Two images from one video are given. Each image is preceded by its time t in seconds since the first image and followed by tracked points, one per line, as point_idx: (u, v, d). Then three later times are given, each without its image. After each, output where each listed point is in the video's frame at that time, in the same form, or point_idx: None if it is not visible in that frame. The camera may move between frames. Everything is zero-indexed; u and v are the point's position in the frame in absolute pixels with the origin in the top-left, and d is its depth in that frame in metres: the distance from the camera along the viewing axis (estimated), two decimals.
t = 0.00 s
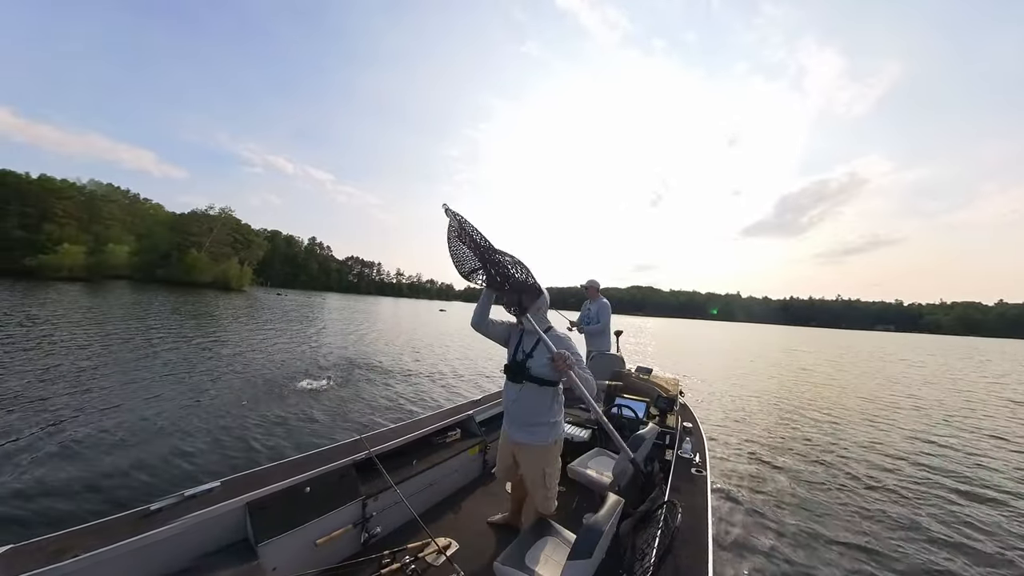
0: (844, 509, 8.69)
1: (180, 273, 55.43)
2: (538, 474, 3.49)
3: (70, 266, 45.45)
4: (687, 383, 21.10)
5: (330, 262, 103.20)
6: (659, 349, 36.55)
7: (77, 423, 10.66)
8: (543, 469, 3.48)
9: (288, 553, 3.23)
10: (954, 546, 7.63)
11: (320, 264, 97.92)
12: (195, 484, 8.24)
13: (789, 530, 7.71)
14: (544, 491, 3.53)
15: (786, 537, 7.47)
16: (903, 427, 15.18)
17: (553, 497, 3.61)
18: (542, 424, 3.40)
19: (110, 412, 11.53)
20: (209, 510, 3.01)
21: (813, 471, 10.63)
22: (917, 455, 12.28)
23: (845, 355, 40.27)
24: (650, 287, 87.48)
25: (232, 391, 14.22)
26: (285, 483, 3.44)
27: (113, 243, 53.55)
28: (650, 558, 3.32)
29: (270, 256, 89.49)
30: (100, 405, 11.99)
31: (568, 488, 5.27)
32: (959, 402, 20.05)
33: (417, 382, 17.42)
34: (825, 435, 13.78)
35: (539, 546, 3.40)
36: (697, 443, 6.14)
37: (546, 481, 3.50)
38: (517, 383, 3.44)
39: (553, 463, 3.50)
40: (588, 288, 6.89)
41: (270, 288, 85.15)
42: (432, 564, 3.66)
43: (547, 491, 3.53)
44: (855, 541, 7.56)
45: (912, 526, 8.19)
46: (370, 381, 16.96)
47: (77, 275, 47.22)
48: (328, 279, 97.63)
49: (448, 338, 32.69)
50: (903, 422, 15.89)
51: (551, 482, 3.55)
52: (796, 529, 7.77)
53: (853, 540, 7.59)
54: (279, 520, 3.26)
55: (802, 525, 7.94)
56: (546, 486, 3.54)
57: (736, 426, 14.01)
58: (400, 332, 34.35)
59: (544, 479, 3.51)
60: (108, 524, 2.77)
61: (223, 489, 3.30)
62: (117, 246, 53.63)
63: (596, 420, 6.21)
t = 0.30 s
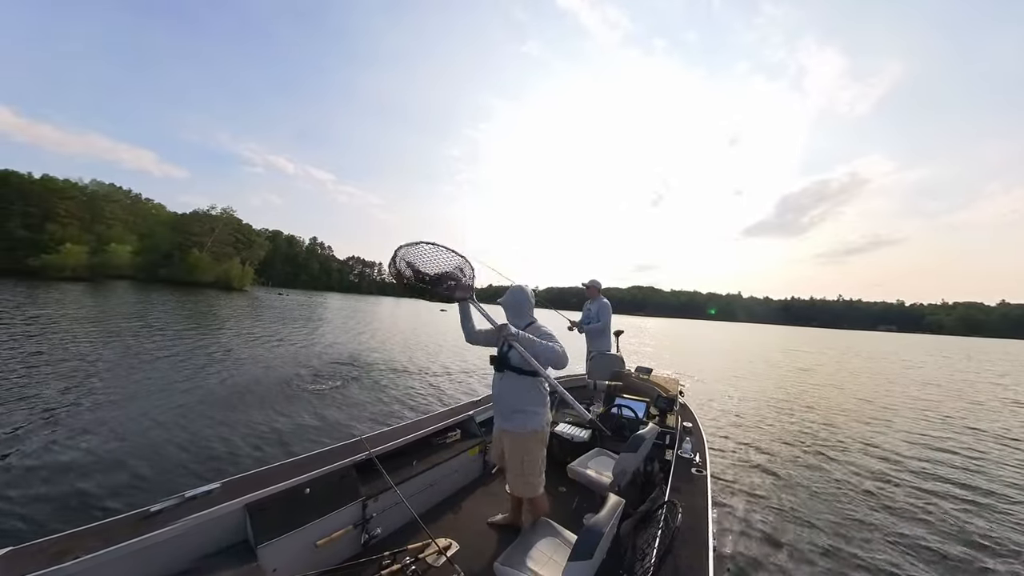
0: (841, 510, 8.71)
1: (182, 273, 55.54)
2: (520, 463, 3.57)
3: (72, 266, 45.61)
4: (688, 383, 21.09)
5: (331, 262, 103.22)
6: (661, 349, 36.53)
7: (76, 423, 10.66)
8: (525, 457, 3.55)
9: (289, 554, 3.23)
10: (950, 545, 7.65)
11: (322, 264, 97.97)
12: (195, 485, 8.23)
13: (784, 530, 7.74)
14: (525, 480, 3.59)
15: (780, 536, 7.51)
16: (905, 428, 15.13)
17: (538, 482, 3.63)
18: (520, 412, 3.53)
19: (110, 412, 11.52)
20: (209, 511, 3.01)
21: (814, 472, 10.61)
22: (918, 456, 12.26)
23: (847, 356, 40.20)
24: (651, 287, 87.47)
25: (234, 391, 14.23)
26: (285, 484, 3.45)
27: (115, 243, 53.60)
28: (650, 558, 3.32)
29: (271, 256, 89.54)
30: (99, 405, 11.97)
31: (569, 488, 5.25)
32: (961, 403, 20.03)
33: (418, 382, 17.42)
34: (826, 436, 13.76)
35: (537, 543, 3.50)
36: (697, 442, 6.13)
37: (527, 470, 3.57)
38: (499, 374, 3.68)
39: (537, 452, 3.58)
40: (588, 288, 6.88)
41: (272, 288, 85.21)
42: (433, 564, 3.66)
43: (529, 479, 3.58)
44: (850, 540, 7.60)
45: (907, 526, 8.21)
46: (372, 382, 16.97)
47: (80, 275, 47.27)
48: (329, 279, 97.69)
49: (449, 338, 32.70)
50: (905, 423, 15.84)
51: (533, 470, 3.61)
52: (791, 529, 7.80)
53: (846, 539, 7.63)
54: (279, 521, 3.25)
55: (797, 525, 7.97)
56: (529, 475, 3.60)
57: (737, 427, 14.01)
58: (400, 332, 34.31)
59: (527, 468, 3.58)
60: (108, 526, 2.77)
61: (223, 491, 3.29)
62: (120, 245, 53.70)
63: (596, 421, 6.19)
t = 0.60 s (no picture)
0: (836, 510, 8.77)
1: (184, 273, 55.65)
2: (513, 462, 3.54)
3: (75, 266, 46.62)
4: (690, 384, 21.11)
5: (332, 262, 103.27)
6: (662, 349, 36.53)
7: (77, 424, 10.67)
8: (518, 454, 3.55)
9: (290, 561, 3.24)
10: (944, 547, 7.67)
11: (324, 264, 98.08)
12: (196, 486, 8.24)
13: (778, 529, 7.82)
14: (514, 479, 3.54)
15: (773, 535, 7.59)
16: (907, 429, 15.11)
17: (525, 484, 3.58)
18: (510, 409, 3.52)
19: (111, 413, 11.52)
20: (208, 519, 3.01)
21: (817, 474, 10.60)
22: (920, 458, 12.23)
23: (849, 356, 40.14)
24: (652, 287, 87.41)
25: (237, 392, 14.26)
26: (285, 490, 3.46)
27: (117, 243, 53.74)
28: (652, 560, 3.33)
29: (272, 256, 89.60)
30: (99, 405, 11.99)
31: (570, 490, 5.25)
32: (963, 404, 20.00)
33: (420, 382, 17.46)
34: (828, 437, 13.75)
35: (540, 547, 3.50)
36: (698, 443, 6.12)
37: (517, 468, 3.54)
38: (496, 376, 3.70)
39: (531, 449, 3.60)
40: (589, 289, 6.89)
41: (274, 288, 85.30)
42: (434, 569, 3.67)
43: (518, 478, 3.55)
44: (843, 540, 7.64)
45: (903, 527, 8.23)
46: (375, 382, 17.03)
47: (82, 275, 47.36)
48: (331, 279, 97.78)
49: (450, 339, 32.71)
50: (907, 424, 15.81)
51: (525, 469, 3.57)
52: (784, 527, 7.89)
53: (840, 539, 7.68)
54: (280, 527, 3.26)
55: (791, 523, 8.06)
56: (520, 474, 3.56)
57: (739, 428, 14.00)
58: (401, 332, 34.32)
59: (519, 466, 3.56)
60: (108, 533, 2.77)
61: (223, 497, 3.29)
62: (122, 245, 53.83)
63: (598, 422, 6.18)
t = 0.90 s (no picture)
0: (834, 510, 8.75)
1: (186, 272, 55.82)
2: (510, 464, 3.54)
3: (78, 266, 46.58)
4: (690, 384, 21.13)
5: (333, 262, 103.46)
6: (663, 350, 36.58)
7: (77, 424, 10.68)
8: (516, 452, 3.54)
9: (290, 560, 3.24)
10: (940, 547, 7.68)
11: (325, 264, 98.24)
12: (195, 486, 8.26)
13: (774, 528, 7.83)
14: (509, 476, 3.53)
15: (768, 535, 7.60)
16: (906, 430, 15.10)
17: (522, 485, 3.56)
18: (507, 410, 3.53)
19: (110, 413, 11.52)
20: (207, 519, 3.02)
21: (817, 475, 10.59)
22: (922, 458, 12.22)
23: (850, 357, 40.14)
24: (653, 287, 87.44)
25: (239, 392, 14.28)
26: (285, 490, 3.47)
27: (119, 243, 53.96)
28: (652, 560, 3.33)
29: (273, 256, 89.80)
30: (99, 405, 11.99)
31: (570, 490, 5.25)
32: (964, 404, 19.99)
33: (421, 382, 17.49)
34: (829, 438, 13.74)
35: (540, 547, 3.50)
36: (698, 443, 6.11)
37: (512, 467, 3.53)
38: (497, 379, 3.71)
39: (528, 447, 3.59)
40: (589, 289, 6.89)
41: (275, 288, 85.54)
42: (434, 569, 3.68)
43: (514, 476, 3.52)
44: (840, 540, 7.63)
45: (901, 527, 8.23)
46: (376, 382, 17.07)
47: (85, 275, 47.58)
48: (332, 279, 97.93)
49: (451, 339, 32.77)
50: (907, 425, 15.80)
51: (521, 468, 3.55)
52: (781, 527, 7.93)
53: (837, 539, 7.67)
54: (280, 527, 3.27)
55: (787, 523, 8.07)
56: (517, 473, 3.54)
57: (740, 428, 14.00)
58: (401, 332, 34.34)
59: (516, 464, 3.55)
60: (108, 534, 2.78)
61: (223, 497, 3.31)
62: (124, 245, 54.04)
63: (598, 422, 6.18)
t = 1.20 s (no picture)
0: (837, 519, 8.42)
1: (187, 272, 55.85)
2: (505, 462, 3.55)
3: (80, 266, 46.88)
4: (690, 384, 21.14)
5: (334, 262, 103.54)
6: (663, 350, 36.59)
7: (76, 423, 10.66)
8: (511, 450, 3.55)
9: (287, 555, 3.25)
10: (942, 551, 7.58)
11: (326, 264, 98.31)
12: (195, 484, 8.26)
13: (775, 539, 7.50)
14: (504, 474, 3.54)
15: (770, 546, 7.27)
16: (907, 431, 15.09)
17: (518, 483, 3.56)
18: (503, 408, 3.56)
19: (109, 412, 11.50)
20: (205, 513, 3.03)
21: (817, 475, 10.59)
22: (922, 460, 12.20)
23: (852, 357, 40.09)
24: (653, 287, 87.40)
25: (240, 391, 14.28)
26: (283, 485, 3.47)
27: (121, 243, 54.16)
28: (648, 559, 3.32)
29: (274, 256, 89.89)
30: (98, 404, 11.97)
31: (567, 489, 5.26)
32: (964, 405, 19.98)
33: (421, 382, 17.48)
34: (829, 438, 13.74)
35: (536, 545, 3.51)
36: (696, 444, 6.11)
37: (507, 464, 3.53)
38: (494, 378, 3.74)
39: (524, 446, 3.58)
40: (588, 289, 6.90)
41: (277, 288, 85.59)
42: (431, 566, 3.68)
43: (510, 474, 3.53)
44: (848, 553, 7.30)
45: (907, 536, 7.96)
46: (377, 382, 17.05)
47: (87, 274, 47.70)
48: (332, 279, 97.96)
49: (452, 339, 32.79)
50: (907, 425, 15.78)
51: (517, 466, 3.55)
52: (778, 527, 7.93)
53: (842, 551, 7.36)
54: (278, 521, 3.28)
55: (790, 533, 7.73)
56: (512, 470, 3.55)
57: (740, 428, 14.01)
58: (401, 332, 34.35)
59: (512, 462, 3.56)
60: (107, 526, 2.80)
61: (221, 492, 3.32)
62: (126, 245, 54.14)
63: (596, 421, 6.18)
